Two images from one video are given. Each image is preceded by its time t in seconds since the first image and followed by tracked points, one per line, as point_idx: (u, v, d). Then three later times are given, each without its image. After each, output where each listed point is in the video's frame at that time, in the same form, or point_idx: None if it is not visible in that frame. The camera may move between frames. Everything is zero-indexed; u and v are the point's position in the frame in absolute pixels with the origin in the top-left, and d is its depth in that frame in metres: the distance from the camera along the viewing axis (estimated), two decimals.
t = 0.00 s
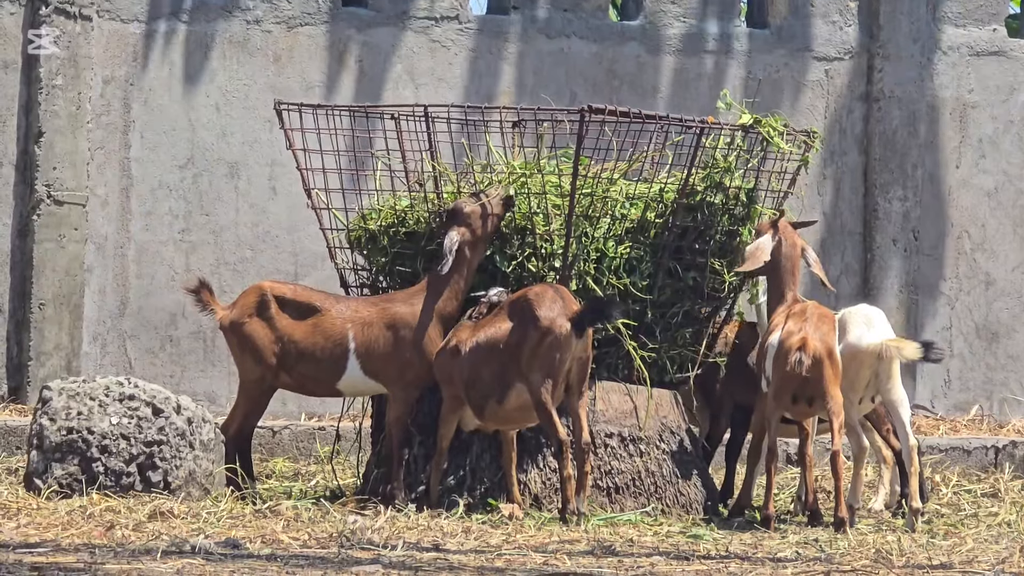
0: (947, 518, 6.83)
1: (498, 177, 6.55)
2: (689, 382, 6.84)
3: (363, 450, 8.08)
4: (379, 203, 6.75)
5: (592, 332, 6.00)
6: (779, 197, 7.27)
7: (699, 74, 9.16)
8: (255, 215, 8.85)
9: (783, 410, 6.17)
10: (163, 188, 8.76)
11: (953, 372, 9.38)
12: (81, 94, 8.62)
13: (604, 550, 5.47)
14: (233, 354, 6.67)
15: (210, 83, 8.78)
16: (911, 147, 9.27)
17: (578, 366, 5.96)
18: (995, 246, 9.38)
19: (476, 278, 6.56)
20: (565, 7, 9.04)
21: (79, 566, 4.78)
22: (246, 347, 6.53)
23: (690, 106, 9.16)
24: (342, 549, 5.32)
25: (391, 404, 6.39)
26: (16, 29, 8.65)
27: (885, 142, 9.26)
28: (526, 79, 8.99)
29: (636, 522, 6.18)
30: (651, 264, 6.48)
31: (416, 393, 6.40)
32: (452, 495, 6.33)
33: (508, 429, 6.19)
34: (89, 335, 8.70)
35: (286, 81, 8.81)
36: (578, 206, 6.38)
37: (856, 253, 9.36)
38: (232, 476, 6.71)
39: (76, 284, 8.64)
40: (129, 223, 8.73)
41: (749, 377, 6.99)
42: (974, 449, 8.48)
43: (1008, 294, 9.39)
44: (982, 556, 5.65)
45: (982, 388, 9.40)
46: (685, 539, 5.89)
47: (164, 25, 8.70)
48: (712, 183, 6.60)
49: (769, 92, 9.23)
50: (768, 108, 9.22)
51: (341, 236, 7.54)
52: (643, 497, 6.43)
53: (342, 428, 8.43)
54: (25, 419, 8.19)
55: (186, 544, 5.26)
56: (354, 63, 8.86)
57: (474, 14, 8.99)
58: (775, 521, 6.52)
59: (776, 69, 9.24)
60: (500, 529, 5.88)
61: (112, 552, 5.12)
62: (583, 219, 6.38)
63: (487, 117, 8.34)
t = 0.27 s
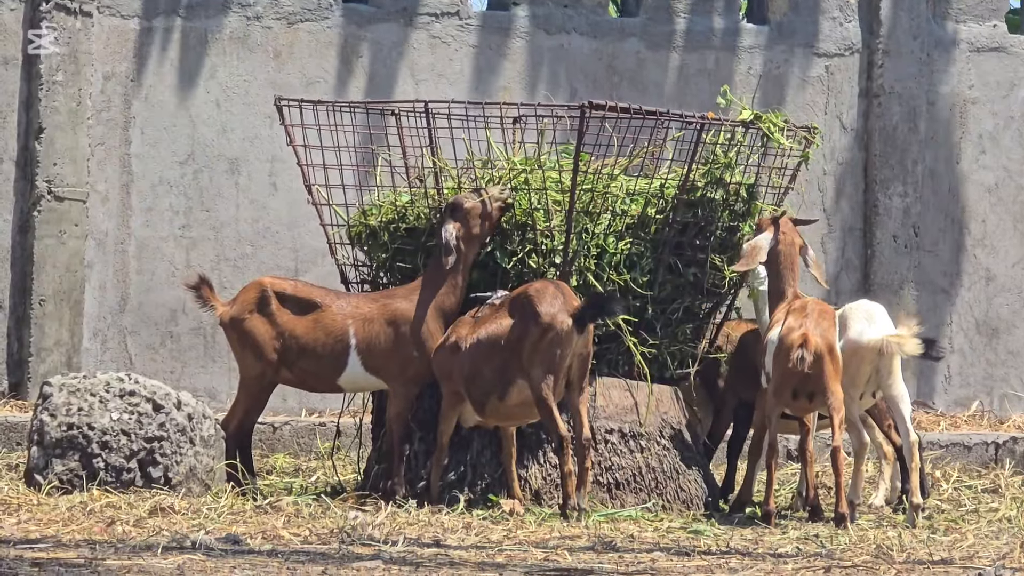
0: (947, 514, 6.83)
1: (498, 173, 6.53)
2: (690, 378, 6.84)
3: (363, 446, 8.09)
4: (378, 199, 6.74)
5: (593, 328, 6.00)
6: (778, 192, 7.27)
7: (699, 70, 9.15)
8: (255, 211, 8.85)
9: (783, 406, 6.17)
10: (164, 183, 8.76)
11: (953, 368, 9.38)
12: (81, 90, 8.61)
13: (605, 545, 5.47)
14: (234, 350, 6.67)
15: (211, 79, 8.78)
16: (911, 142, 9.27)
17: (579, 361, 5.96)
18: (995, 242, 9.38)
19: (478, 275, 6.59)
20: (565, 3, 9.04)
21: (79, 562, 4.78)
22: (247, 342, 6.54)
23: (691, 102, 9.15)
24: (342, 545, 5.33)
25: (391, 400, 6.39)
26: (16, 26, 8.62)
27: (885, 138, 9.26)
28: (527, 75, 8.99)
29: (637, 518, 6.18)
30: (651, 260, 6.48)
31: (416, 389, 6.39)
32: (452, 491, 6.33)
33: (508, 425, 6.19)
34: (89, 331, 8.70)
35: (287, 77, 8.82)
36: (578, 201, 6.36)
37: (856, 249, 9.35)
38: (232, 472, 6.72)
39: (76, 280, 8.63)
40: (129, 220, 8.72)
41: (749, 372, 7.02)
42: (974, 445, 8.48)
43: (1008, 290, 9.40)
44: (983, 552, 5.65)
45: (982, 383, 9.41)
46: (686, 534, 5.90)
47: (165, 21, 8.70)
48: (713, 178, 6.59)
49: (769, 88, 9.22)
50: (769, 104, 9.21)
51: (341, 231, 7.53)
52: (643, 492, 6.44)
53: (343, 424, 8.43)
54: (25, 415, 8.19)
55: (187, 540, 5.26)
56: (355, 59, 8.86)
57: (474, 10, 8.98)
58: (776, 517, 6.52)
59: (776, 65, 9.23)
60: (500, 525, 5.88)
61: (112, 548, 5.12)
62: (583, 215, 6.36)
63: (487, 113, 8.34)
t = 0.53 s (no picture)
0: (947, 509, 6.83)
1: (498, 168, 6.51)
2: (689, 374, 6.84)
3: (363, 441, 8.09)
4: (379, 194, 6.75)
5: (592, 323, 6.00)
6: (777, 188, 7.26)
7: (699, 66, 9.14)
8: (255, 206, 8.85)
9: (783, 401, 6.17)
10: (163, 179, 8.76)
11: (953, 363, 9.38)
12: (81, 86, 8.61)
13: (604, 541, 5.48)
14: (233, 345, 6.68)
15: (210, 75, 8.77)
16: (911, 138, 9.28)
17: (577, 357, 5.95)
18: (995, 237, 9.38)
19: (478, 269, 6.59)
20: None
21: (79, 558, 4.79)
22: (246, 338, 6.54)
23: (690, 97, 9.15)
24: (342, 540, 5.33)
25: (391, 395, 6.38)
26: (16, 21, 8.62)
27: (884, 133, 9.25)
28: (527, 70, 8.98)
29: (636, 514, 6.18)
30: (651, 255, 6.48)
31: (415, 384, 6.39)
32: (452, 486, 6.33)
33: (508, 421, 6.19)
34: (89, 327, 8.70)
35: (286, 72, 8.81)
36: (578, 197, 6.35)
37: (856, 245, 9.31)
38: (232, 467, 6.72)
39: (76, 276, 8.64)
40: (129, 215, 8.72)
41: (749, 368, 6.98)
42: (974, 441, 8.48)
43: (1008, 285, 9.39)
44: (982, 548, 5.65)
45: (982, 379, 9.41)
46: (685, 530, 5.90)
47: (165, 16, 8.69)
48: (712, 174, 6.57)
49: (769, 84, 9.22)
50: (769, 100, 9.20)
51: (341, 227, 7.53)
52: (643, 488, 6.44)
53: (343, 420, 8.43)
54: (25, 410, 8.19)
55: (186, 536, 5.26)
56: (355, 55, 8.85)
57: (474, 5, 8.97)
58: (775, 513, 6.52)
59: (776, 61, 9.22)
60: (500, 520, 5.88)
61: (112, 543, 5.12)
62: (583, 210, 6.36)
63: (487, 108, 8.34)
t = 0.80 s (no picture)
0: (947, 507, 6.83)
1: (497, 166, 6.52)
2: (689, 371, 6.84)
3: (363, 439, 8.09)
4: (378, 192, 6.74)
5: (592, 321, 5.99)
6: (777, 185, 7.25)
7: (700, 63, 9.14)
8: (255, 204, 8.85)
9: (783, 399, 6.17)
10: (163, 176, 8.75)
11: (953, 361, 9.38)
12: (81, 83, 8.61)
13: (604, 538, 5.48)
14: (233, 342, 6.67)
15: (210, 72, 8.77)
16: (911, 136, 9.27)
17: (578, 355, 5.95)
18: (995, 235, 9.38)
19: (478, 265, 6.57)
20: None
21: (79, 555, 4.79)
22: (245, 335, 6.54)
23: (690, 95, 9.15)
24: (342, 538, 5.33)
25: (390, 392, 6.38)
26: (16, 18, 8.61)
27: (884, 130, 9.25)
28: (527, 68, 8.98)
29: (636, 511, 6.18)
30: (650, 253, 6.47)
31: (415, 381, 6.39)
32: (452, 483, 6.33)
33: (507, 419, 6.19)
34: (89, 324, 8.70)
35: (286, 70, 8.80)
36: (578, 194, 6.36)
37: (856, 242, 9.33)
38: (232, 464, 6.72)
39: (76, 273, 8.64)
40: (129, 212, 8.72)
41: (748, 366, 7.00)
42: (974, 438, 8.48)
43: (1007, 283, 9.39)
44: (982, 545, 5.65)
45: (982, 376, 9.41)
46: (685, 527, 5.90)
47: (165, 14, 8.69)
48: (712, 171, 6.58)
49: (769, 81, 9.21)
50: (769, 98, 9.20)
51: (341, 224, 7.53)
52: (642, 485, 6.44)
53: (342, 417, 8.43)
54: (24, 407, 8.19)
55: (186, 533, 5.26)
56: (354, 52, 8.84)
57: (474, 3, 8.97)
58: (775, 510, 6.52)
59: (776, 58, 9.22)
60: (500, 518, 5.88)
61: (112, 540, 5.13)
62: (583, 207, 6.37)
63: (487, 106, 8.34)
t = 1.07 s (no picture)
0: (945, 505, 6.83)
1: (497, 163, 6.51)
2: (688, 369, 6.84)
3: (361, 436, 8.08)
4: (377, 189, 6.74)
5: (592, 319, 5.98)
6: (776, 181, 7.25)
7: (699, 61, 9.13)
8: (254, 201, 8.84)
9: (782, 396, 6.17)
10: (162, 173, 8.75)
11: (952, 359, 9.38)
12: (80, 80, 8.61)
13: (602, 536, 5.48)
14: (232, 339, 6.67)
15: (210, 69, 8.77)
16: (910, 133, 9.26)
17: (578, 352, 5.94)
18: (994, 233, 9.37)
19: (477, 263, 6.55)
20: None
21: (77, 552, 4.79)
22: (245, 332, 6.54)
23: (689, 92, 9.15)
24: (340, 535, 5.33)
25: (390, 390, 6.40)
26: (16, 15, 8.61)
27: (884, 128, 9.25)
28: (526, 65, 8.97)
29: (634, 509, 6.18)
30: (649, 250, 6.47)
31: (414, 378, 6.40)
32: (451, 481, 6.33)
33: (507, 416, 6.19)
34: (88, 321, 8.71)
35: (285, 67, 8.80)
36: (577, 191, 6.36)
37: (855, 239, 9.34)
38: (230, 462, 6.72)
39: (75, 270, 8.64)
40: (128, 209, 8.73)
41: (747, 364, 7.00)
42: (972, 436, 8.48)
43: (1006, 281, 9.39)
44: (981, 543, 5.65)
45: (981, 374, 9.40)
46: (684, 525, 5.90)
47: (164, 10, 8.68)
48: (711, 168, 6.59)
49: (768, 78, 9.21)
50: (768, 95, 9.20)
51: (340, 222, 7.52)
52: (641, 483, 6.44)
53: (341, 414, 8.43)
54: (24, 404, 8.20)
55: (185, 530, 5.27)
56: (354, 49, 8.84)
57: None
58: (774, 508, 6.52)
59: (775, 56, 9.21)
60: (498, 515, 5.88)
61: (110, 537, 5.13)
62: (582, 205, 6.37)
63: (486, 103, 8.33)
